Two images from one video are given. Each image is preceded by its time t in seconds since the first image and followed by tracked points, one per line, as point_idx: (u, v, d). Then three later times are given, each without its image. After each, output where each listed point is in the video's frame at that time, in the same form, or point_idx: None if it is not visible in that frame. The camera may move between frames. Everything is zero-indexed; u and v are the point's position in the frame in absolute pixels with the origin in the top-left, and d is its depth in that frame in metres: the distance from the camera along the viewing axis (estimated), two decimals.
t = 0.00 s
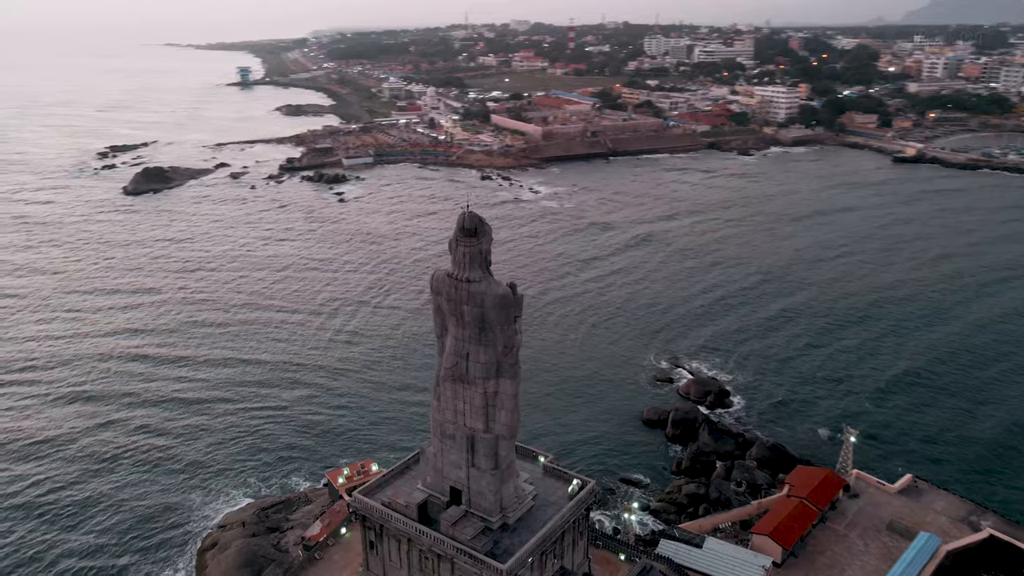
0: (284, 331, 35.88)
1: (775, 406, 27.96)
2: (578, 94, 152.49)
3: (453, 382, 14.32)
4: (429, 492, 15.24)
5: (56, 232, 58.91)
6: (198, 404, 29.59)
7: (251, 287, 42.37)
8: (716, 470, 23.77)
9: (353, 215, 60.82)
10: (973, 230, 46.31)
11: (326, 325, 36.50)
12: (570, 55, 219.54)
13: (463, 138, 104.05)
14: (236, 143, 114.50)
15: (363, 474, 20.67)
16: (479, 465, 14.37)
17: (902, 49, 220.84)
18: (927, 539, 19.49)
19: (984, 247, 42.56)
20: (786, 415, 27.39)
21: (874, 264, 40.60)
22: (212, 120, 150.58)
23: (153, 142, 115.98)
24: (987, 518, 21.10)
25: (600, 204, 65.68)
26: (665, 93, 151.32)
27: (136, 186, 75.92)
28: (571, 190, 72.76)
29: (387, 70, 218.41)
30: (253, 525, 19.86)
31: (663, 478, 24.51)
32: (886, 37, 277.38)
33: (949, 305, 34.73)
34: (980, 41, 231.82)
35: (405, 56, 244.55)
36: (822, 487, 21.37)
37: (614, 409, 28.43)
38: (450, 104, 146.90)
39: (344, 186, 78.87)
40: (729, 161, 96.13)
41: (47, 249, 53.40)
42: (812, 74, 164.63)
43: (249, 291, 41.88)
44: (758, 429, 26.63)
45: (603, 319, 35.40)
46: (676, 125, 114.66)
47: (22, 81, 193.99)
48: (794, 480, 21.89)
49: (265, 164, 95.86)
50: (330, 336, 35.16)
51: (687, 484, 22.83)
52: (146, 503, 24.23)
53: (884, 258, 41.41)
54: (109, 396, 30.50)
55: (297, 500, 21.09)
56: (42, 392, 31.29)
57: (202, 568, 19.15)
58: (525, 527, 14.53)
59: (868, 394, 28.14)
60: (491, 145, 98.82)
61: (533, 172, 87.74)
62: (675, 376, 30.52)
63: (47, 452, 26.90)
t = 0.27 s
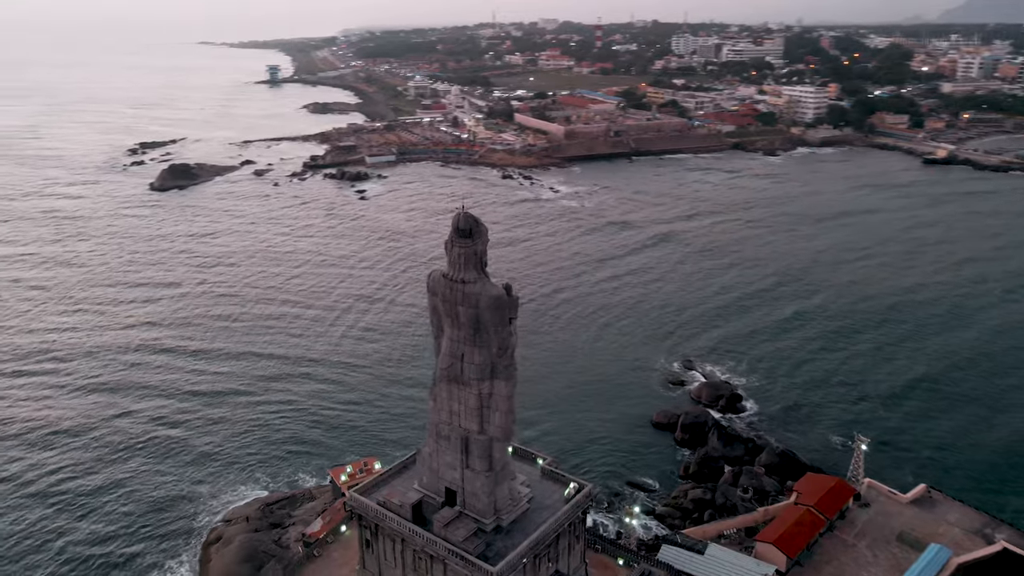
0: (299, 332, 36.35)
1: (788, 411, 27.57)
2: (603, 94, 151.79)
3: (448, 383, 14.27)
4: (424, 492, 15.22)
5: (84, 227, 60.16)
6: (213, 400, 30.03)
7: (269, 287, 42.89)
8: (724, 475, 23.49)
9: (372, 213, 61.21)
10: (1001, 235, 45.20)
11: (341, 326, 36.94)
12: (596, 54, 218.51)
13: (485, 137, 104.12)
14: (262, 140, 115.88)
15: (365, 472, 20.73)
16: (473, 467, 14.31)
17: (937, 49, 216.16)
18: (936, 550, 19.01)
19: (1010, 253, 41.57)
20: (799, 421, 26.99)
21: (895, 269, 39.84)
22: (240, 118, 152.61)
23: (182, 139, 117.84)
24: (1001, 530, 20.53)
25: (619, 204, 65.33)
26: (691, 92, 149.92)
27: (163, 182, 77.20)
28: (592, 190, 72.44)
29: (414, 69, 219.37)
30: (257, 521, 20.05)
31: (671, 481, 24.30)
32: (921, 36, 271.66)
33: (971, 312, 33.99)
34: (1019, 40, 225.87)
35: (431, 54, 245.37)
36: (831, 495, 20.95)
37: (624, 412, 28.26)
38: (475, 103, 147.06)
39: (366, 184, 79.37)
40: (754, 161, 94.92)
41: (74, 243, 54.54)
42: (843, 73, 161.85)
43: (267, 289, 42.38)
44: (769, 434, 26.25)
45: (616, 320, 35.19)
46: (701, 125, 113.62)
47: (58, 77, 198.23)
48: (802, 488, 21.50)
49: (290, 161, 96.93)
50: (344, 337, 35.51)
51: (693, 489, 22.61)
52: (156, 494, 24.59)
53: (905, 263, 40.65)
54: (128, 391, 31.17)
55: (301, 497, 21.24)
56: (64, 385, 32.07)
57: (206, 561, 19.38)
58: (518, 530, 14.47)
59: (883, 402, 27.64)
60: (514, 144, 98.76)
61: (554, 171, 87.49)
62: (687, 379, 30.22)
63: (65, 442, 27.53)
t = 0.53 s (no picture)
0: (313, 329, 36.70)
1: (801, 417, 27.15)
2: (628, 93, 150.89)
3: (443, 384, 14.25)
4: (420, 492, 15.23)
5: (111, 222, 61.34)
6: (226, 396, 30.44)
7: (286, 284, 43.37)
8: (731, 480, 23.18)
9: (391, 211, 61.55)
10: None
11: (355, 323, 37.23)
12: (623, 53, 217.28)
13: (508, 136, 104.10)
14: (288, 138, 117.11)
15: (368, 470, 20.86)
16: (467, 468, 14.29)
17: (973, 48, 211.20)
18: (946, 562, 18.51)
19: None
20: (812, 427, 26.54)
21: (917, 275, 39.04)
22: (268, 116, 154.42)
23: (210, 136, 119.55)
24: (1015, 544, 19.99)
25: (639, 204, 64.90)
26: (718, 92, 148.37)
27: (188, 179, 78.40)
28: (612, 190, 72.09)
29: (440, 68, 220.03)
30: (260, 515, 20.24)
31: (678, 486, 24.08)
32: (957, 36, 265.74)
33: (993, 319, 33.25)
34: None
35: (458, 53, 245.93)
36: (840, 504, 20.57)
37: (634, 415, 28.07)
38: (499, 102, 147.16)
39: (387, 182, 79.76)
40: (780, 162, 93.69)
41: (100, 238, 55.63)
42: (874, 72, 158.99)
43: (285, 287, 42.83)
44: (780, 440, 25.88)
45: (630, 321, 34.95)
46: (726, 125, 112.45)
47: (92, 75, 202.17)
48: (810, 496, 21.14)
49: (313, 159, 97.85)
50: (357, 335, 35.79)
51: (699, 494, 22.36)
52: (166, 486, 24.96)
53: (928, 268, 39.88)
54: (145, 385, 31.77)
55: (305, 493, 21.41)
56: (83, 377, 32.77)
57: (210, 554, 19.63)
58: (512, 532, 14.42)
59: (899, 410, 27.10)
60: (536, 143, 98.62)
61: (576, 171, 87.17)
62: (699, 382, 29.90)
63: (81, 432, 28.14)
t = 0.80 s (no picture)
0: (327, 326, 37.03)
1: (814, 422, 26.73)
2: (654, 92, 149.77)
3: (438, 384, 14.24)
4: (415, 492, 15.24)
5: (136, 217, 62.37)
6: (239, 391, 30.86)
7: (303, 281, 43.83)
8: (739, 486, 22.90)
9: (410, 209, 61.85)
10: None
11: (369, 321, 37.51)
12: (650, 52, 215.69)
13: (531, 135, 103.97)
14: (313, 136, 118.19)
15: (371, 468, 21.03)
16: (461, 468, 14.26)
17: (1012, 47, 205.81)
18: (957, 571, 18.03)
19: None
20: (825, 433, 26.12)
21: (941, 280, 38.20)
22: (295, 114, 155.98)
23: (237, 134, 121.19)
24: None
25: (660, 204, 64.38)
26: (745, 92, 146.56)
27: (214, 175, 79.50)
28: (633, 190, 71.68)
29: (467, 67, 220.47)
30: (265, 510, 20.47)
31: (685, 490, 23.84)
32: (995, 35, 259.03)
33: (1017, 326, 32.46)
34: None
35: (485, 52, 246.07)
36: (848, 512, 20.20)
37: (643, 417, 27.88)
38: (524, 101, 147.08)
39: (409, 180, 80.05)
40: (806, 162, 92.33)
41: (126, 234, 56.70)
42: (907, 72, 155.81)
43: (302, 284, 43.20)
44: (792, 446, 25.48)
45: (644, 322, 34.69)
46: (752, 125, 111.11)
47: (126, 73, 205.97)
48: (818, 504, 20.80)
49: (338, 157, 98.64)
50: (370, 333, 36.07)
51: (705, 499, 22.13)
52: (176, 477, 25.40)
53: (951, 273, 39.04)
54: (162, 378, 32.35)
55: (310, 489, 21.64)
56: (102, 369, 33.46)
57: (216, 548, 19.91)
58: (505, 534, 14.37)
59: (914, 418, 26.57)
60: (559, 142, 98.35)
61: (598, 170, 86.72)
62: (712, 385, 29.57)
63: (98, 423, 28.76)
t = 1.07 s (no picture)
0: (342, 324, 37.35)
1: (828, 429, 26.28)
2: (680, 92, 148.46)
3: (434, 384, 14.24)
4: (411, 491, 15.26)
5: (162, 213, 63.43)
6: (254, 387, 31.26)
7: (320, 278, 44.21)
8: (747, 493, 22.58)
9: (430, 209, 62.06)
10: None
11: (382, 320, 37.74)
12: (678, 52, 213.82)
13: (554, 134, 103.68)
14: (338, 134, 119.15)
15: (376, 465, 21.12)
16: (456, 469, 14.25)
17: None
18: None
19: None
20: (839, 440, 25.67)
21: (966, 287, 37.36)
22: (321, 112, 157.41)
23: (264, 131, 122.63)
24: None
25: (680, 204, 63.81)
26: (773, 92, 144.67)
27: (239, 172, 80.52)
28: (655, 190, 71.14)
29: (493, 66, 220.52)
30: (269, 505, 20.65)
31: (692, 495, 23.60)
32: None
33: None
34: None
35: (511, 51, 245.86)
36: (857, 522, 19.82)
37: (654, 420, 27.66)
38: (549, 100, 146.73)
39: (431, 179, 80.30)
40: (833, 164, 90.83)
41: (150, 229, 57.66)
42: (941, 72, 152.48)
43: (320, 282, 43.60)
44: (804, 452, 25.09)
45: (658, 324, 34.39)
46: (779, 126, 109.63)
47: (158, 71, 209.33)
48: (827, 512, 20.44)
49: (361, 155, 99.29)
50: (383, 331, 36.28)
51: (711, 505, 21.90)
52: (186, 470, 25.79)
53: (975, 280, 38.18)
54: (179, 372, 32.85)
55: (315, 485, 21.79)
56: (120, 363, 34.10)
57: (221, 541, 20.12)
58: (499, 536, 14.34)
59: (932, 428, 26.03)
60: (582, 142, 97.93)
61: (620, 170, 86.20)
62: (725, 389, 29.22)
63: (115, 415, 29.33)
